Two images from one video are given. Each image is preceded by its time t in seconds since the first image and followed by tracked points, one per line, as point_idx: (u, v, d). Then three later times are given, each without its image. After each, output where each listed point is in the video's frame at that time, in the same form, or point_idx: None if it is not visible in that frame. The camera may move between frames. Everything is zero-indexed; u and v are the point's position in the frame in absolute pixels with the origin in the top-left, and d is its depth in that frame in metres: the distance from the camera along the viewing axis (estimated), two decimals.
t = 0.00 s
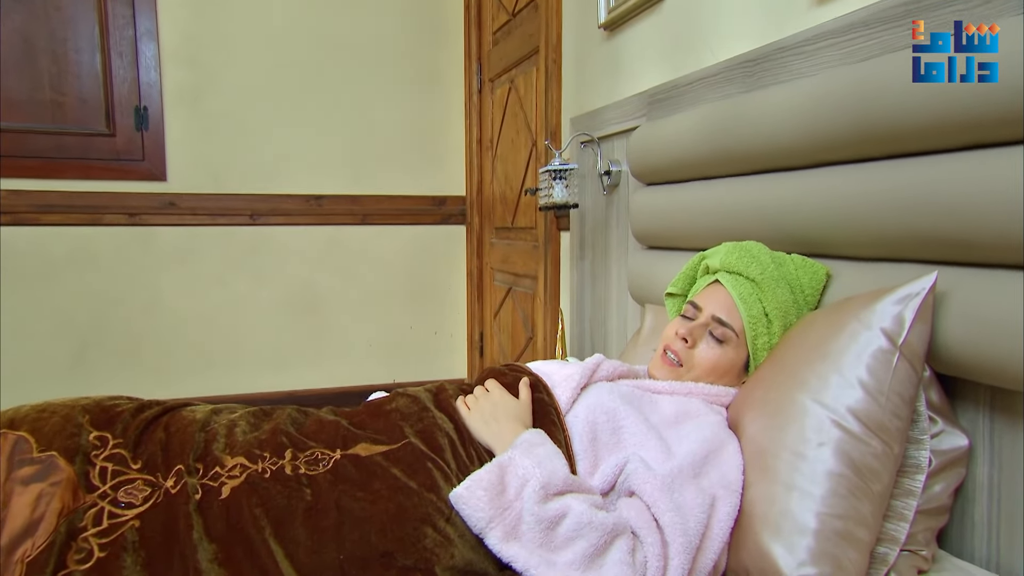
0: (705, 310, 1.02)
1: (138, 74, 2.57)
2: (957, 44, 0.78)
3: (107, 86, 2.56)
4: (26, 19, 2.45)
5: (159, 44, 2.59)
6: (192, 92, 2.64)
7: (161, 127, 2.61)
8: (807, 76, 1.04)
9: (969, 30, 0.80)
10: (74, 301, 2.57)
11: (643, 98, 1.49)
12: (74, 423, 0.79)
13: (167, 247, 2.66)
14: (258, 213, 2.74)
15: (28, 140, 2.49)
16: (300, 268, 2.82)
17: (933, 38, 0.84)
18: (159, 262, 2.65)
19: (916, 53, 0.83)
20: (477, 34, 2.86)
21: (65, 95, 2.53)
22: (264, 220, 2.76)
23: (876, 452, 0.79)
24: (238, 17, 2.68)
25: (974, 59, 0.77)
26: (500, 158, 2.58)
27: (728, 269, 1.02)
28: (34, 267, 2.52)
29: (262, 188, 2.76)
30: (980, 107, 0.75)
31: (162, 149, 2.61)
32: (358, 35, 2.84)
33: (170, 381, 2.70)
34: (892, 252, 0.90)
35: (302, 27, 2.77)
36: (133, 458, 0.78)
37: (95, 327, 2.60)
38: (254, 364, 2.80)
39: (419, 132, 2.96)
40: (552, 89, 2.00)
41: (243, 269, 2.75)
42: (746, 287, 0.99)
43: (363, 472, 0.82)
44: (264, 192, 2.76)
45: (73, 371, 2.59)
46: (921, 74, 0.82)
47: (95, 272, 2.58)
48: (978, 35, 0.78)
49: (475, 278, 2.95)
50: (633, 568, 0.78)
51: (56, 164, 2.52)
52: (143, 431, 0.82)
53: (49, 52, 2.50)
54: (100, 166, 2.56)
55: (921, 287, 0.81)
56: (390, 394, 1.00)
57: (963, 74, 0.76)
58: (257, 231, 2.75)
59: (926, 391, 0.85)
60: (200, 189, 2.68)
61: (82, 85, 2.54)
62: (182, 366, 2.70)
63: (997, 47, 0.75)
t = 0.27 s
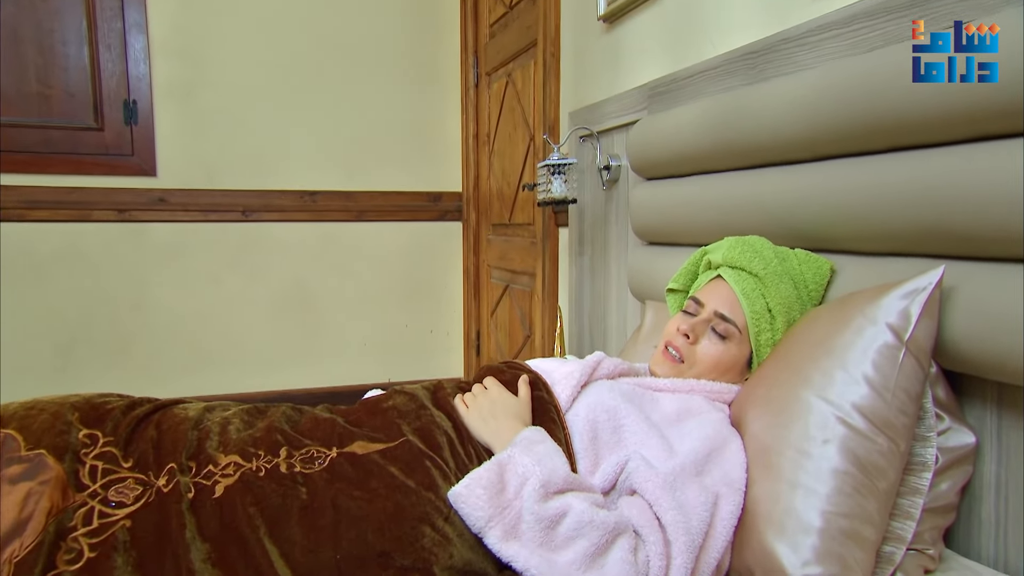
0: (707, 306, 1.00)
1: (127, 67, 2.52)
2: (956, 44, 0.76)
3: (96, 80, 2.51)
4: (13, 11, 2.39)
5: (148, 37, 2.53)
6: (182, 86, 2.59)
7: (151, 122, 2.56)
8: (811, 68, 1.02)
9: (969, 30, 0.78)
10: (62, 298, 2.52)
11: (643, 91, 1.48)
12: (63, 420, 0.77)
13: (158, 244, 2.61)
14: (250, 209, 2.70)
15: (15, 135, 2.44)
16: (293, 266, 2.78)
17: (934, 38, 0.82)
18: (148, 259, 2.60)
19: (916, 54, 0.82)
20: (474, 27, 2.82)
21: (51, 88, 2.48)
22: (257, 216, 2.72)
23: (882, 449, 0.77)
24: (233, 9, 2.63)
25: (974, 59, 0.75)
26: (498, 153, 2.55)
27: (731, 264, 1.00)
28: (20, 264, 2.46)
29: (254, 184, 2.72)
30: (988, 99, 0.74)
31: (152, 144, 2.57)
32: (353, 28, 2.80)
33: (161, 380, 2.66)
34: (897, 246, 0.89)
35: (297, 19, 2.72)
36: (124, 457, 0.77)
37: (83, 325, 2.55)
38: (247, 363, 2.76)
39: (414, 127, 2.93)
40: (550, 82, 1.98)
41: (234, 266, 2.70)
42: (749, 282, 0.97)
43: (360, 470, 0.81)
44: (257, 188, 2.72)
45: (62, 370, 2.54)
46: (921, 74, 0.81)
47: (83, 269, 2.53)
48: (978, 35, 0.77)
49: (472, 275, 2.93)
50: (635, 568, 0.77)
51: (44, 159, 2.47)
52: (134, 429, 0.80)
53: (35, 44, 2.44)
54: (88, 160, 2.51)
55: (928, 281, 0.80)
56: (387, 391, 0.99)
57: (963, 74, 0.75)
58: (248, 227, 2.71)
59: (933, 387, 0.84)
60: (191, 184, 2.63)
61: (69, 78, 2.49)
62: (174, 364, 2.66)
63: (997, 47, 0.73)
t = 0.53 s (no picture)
0: (710, 299, 0.99)
1: (115, 57, 2.46)
2: (955, 44, 0.75)
3: (83, 71, 2.45)
4: None
5: (137, 27, 2.47)
6: (172, 78, 2.54)
7: (140, 115, 2.51)
8: (816, 57, 1.00)
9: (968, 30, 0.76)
10: (47, 294, 2.44)
11: (643, 82, 1.46)
12: (52, 415, 0.76)
13: (148, 239, 2.55)
14: (241, 203, 2.65)
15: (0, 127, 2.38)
16: (286, 261, 2.74)
17: (933, 37, 0.80)
18: (136, 254, 2.54)
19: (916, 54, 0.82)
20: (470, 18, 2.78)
21: (37, 79, 2.41)
22: (248, 211, 2.67)
23: (888, 444, 0.76)
24: None
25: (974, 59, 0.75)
26: (495, 146, 2.53)
27: (734, 258, 0.99)
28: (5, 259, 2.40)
29: (245, 178, 2.67)
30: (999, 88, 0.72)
31: (141, 137, 2.52)
32: (347, 19, 2.75)
33: (150, 379, 2.60)
34: (903, 239, 0.87)
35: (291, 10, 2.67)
36: (115, 453, 0.75)
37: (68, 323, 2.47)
38: (240, 361, 2.71)
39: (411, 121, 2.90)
40: (548, 73, 1.96)
41: (224, 261, 2.65)
42: (753, 276, 0.96)
43: (356, 466, 0.79)
44: (248, 182, 2.67)
45: (45, 368, 2.45)
46: (921, 74, 0.80)
47: (70, 265, 2.47)
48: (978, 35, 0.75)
49: (468, 270, 2.91)
50: (637, 565, 0.76)
51: (31, 152, 2.41)
52: (124, 425, 0.79)
53: (19, 35, 2.36)
54: (75, 153, 2.45)
55: (935, 273, 0.78)
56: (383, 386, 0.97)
57: (963, 74, 0.74)
58: (239, 221, 2.66)
59: (940, 381, 0.82)
60: (181, 178, 2.58)
61: (55, 68, 2.42)
62: (163, 362, 2.60)
63: (997, 47, 0.72)
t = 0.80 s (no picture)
0: (711, 293, 0.97)
1: (104, 49, 2.41)
2: (955, 43, 0.74)
3: (70, 62, 2.39)
4: None
5: (125, 17, 2.42)
6: (162, 70, 2.49)
7: (129, 107, 2.45)
8: (820, 46, 0.99)
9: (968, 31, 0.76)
10: (34, 291, 2.39)
11: (643, 73, 1.45)
12: (40, 411, 0.74)
13: (137, 234, 2.49)
14: (233, 198, 2.60)
15: None
16: (278, 257, 2.69)
17: (934, 37, 0.79)
18: (125, 250, 2.48)
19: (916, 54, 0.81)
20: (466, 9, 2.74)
21: (23, 70, 2.36)
22: (240, 206, 2.61)
23: (893, 439, 0.74)
24: None
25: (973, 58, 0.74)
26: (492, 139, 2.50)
27: (736, 251, 0.97)
28: None
29: (236, 173, 2.61)
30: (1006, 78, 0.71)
31: (130, 130, 2.46)
32: (342, 10, 2.71)
33: (139, 376, 2.54)
34: (908, 232, 0.86)
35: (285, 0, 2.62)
36: (105, 450, 0.74)
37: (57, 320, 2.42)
38: (231, 359, 2.65)
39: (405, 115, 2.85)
40: (546, 65, 1.94)
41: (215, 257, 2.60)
42: (755, 269, 0.94)
43: (352, 462, 0.78)
44: (239, 176, 2.61)
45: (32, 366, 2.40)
46: (921, 73, 0.79)
47: (58, 260, 2.41)
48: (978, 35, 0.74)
49: (465, 266, 2.88)
50: (639, 562, 0.74)
51: (17, 146, 2.35)
52: (115, 422, 0.77)
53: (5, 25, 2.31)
54: (62, 147, 2.40)
55: (942, 266, 0.77)
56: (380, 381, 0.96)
57: (963, 74, 0.74)
58: (230, 216, 2.61)
59: (946, 376, 0.81)
60: (172, 172, 2.52)
61: (42, 59, 2.37)
62: (153, 359, 2.54)
63: (997, 47, 0.72)
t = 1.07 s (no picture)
0: (712, 287, 0.96)
1: (91, 40, 2.38)
2: (954, 45, 0.73)
3: (57, 53, 2.36)
4: None
5: (113, 8, 2.39)
6: (151, 61, 2.46)
7: (117, 100, 2.42)
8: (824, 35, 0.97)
9: (968, 31, 0.75)
10: (22, 286, 2.37)
11: (643, 65, 1.43)
12: (28, 407, 0.72)
13: (126, 229, 2.48)
14: (224, 191, 2.58)
15: None
16: (272, 252, 2.67)
17: (933, 38, 0.78)
18: (114, 245, 2.46)
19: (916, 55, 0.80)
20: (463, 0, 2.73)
21: (9, 62, 2.32)
22: (231, 200, 2.59)
23: (898, 434, 0.73)
24: None
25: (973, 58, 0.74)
26: (490, 132, 2.48)
27: (737, 244, 0.96)
28: None
29: (228, 168, 2.59)
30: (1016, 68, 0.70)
31: (119, 123, 2.43)
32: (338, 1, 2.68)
33: (130, 372, 2.52)
34: (913, 224, 0.85)
35: None
36: (95, 447, 0.72)
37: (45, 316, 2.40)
38: (227, 354, 2.64)
39: (399, 108, 2.82)
40: (544, 56, 1.92)
41: (206, 252, 2.58)
42: (757, 263, 0.93)
43: (348, 459, 0.77)
44: (229, 170, 2.59)
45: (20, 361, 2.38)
46: (921, 74, 0.80)
47: (47, 255, 2.39)
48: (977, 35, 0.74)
49: (462, 262, 2.87)
50: (640, 558, 0.73)
51: (4, 138, 2.32)
52: (105, 418, 0.76)
53: None
54: (50, 140, 2.37)
55: (947, 258, 0.76)
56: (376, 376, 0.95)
57: (963, 74, 0.75)
58: (222, 210, 2.59)
59: (951, 370, 0.79)
60: (163, 166, 2.50)
61: (27, 50, 2.33)
62: (145, 354, 2.53)
63: (997, 47, 0.71)
